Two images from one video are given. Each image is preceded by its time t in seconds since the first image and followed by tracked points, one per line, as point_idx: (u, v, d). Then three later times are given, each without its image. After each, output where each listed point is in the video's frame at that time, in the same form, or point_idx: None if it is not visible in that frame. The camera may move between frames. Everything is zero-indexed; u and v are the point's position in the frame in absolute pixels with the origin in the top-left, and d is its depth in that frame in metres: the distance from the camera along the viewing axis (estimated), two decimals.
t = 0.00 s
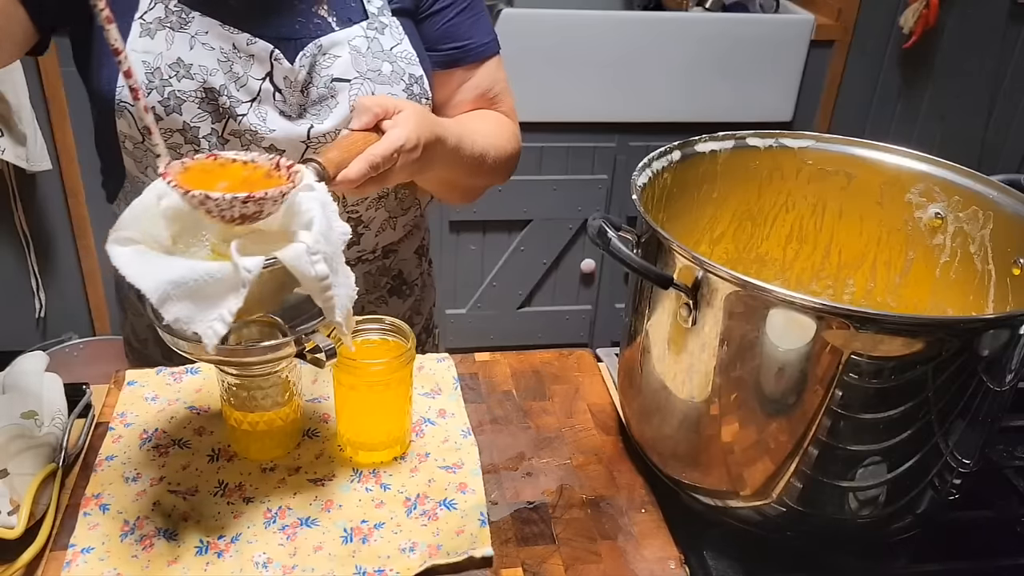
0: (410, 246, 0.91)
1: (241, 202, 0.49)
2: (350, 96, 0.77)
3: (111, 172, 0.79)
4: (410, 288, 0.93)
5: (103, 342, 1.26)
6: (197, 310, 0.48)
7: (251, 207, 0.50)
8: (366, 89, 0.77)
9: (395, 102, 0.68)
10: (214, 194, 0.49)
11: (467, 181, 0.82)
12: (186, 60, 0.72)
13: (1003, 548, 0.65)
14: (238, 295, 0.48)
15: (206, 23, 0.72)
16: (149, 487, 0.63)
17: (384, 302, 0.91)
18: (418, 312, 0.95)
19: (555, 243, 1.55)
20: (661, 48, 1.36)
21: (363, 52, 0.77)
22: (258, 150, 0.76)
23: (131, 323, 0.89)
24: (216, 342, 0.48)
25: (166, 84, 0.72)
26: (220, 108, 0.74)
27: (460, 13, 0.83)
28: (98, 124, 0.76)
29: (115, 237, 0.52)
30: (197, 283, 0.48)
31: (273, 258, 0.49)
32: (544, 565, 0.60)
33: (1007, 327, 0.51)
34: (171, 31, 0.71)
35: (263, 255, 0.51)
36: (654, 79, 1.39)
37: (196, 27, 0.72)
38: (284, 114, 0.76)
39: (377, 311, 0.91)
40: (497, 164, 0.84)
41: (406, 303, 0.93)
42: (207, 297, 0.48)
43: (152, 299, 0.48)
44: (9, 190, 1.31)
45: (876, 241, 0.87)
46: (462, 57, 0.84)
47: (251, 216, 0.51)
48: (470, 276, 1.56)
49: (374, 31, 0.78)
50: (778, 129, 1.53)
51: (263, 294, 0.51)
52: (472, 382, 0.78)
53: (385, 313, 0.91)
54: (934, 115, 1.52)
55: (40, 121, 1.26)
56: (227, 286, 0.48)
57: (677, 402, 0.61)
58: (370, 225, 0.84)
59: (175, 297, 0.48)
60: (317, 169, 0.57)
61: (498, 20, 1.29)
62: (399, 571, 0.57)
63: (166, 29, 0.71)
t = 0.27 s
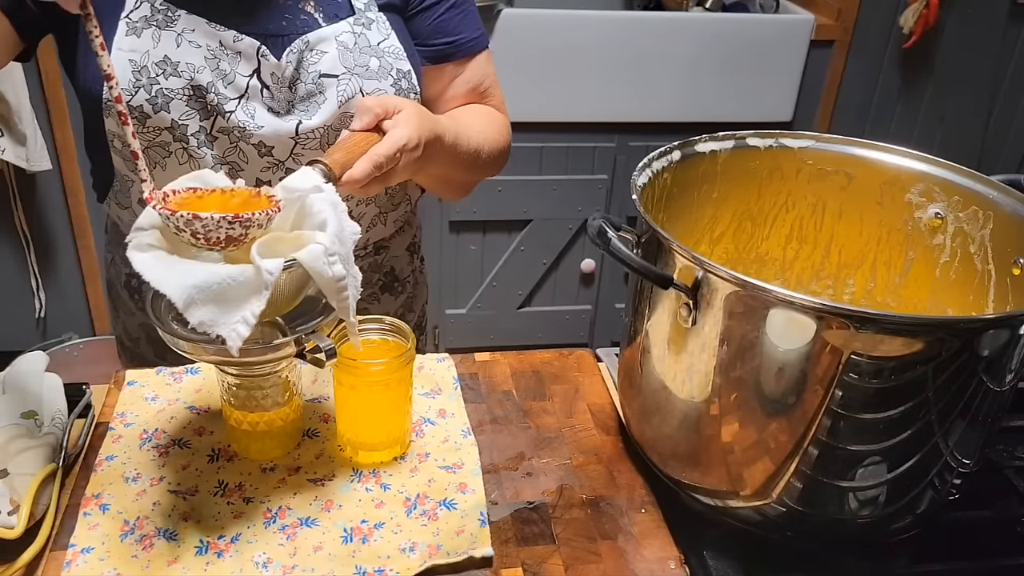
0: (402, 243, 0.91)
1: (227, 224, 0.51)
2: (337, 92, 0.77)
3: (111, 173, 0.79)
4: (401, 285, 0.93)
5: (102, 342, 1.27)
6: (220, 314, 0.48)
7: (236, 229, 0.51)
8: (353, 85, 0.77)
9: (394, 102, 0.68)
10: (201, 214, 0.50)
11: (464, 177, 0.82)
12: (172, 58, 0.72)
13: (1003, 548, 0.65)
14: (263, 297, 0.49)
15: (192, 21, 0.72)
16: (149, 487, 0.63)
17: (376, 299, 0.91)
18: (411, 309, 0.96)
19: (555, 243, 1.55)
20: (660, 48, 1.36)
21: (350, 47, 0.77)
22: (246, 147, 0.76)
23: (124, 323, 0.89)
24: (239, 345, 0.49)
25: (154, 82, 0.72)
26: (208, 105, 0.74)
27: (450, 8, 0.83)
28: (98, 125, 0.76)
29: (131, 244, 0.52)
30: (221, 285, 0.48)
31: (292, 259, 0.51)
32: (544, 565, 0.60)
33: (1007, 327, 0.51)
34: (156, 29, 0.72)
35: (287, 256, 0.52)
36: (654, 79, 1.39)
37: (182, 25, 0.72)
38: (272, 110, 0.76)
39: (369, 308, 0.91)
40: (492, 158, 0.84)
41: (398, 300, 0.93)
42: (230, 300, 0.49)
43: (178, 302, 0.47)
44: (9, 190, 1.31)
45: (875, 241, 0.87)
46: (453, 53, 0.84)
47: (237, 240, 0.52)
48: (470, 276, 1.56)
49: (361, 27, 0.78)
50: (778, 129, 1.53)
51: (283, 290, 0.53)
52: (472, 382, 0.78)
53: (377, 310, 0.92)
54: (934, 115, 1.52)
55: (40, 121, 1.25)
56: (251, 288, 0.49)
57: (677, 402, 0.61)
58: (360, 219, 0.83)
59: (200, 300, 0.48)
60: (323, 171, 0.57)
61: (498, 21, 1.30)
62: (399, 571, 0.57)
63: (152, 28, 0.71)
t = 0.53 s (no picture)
0: (398, 240, 0.91)
1: (236, 226, 0.51)
2: (335, 89, 0.76)
3: (110, 173, 0.79)
4: (398, 283, 0.93)
5: (102, 342, 1.27)
6: (223, 309, 0.49)
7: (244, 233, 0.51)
8: (352, 82, 0.77)
9: (393, 99, 0.68)
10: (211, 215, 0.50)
11: (461, 174, 0.82)
12: (170, 56, 0.72)
13: (1003, 548, 0.65)
14: (264, 294, 0.49)
15: (189, 19, 0.72)
16: (149, 487, 0.63)
17: (373, 297, 0.91)
18: (407, 307, 0.96)
19: (555, 243, 1.55)
20: (661, 48, 1.36)
21: (347, 44, 0.77)
22: (245, 144, 0.76)
23: (121, 323, 0.89)
24: (242, 341, 0.49)
25: (152, 81, 0.72)
26: (206, 103, 0.74)
27: (445, 5, 0.83)
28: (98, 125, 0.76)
29: (133, 241, 0.51)
30: (224, 281, 0.48)
31: (294, 256, 0.51)
32: (544, 565, 0.60)
33: (1007, 327, 0.51)
34: (154, 27, 0.72)
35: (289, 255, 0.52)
36: (654, 78, 1.39)
37: (179, 23, 0.72)
38: (270, 107, 0.76)
39: (366, 305, 0.91)
40: (488, 154, 0.84)
41: (395, 297, 0.93)
42: (233, 296, 0.49)
43: (181, 299, 0.47)
44: (9, 190, 1.31)
45: (875, 241, 0.87)
46: (449, 50, 0.84)
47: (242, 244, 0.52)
48: (470, 276, 1.56)
49: (357, 24, 0.78)
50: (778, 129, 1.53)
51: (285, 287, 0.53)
52: (472, 382, 0.78)
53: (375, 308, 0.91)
54: (934, 115, 1.52)
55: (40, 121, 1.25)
56: (252, 284, 0.49)
57: (677, 402, 0.61)
58: (358, 217, 0.83)
59: (203, 297, 0.48)
60: (323, 168, 0.57)
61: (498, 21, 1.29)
62: (399, 571, 0.57)
63: (149, 26, 0.72)
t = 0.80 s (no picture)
0: (399, 240, 0.91)
1: (243, 210, 0.50)
2: (336, 89, 0.76)
3: (110, 173, 0.79)
4: (399, 283, 0.93)
5: (102, 342, 1.27)
6: (228, 314, 0.49)
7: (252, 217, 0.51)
8: (352, 82, 0.77)
9: (394, 101, 0.68)
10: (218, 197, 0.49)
11: (461, 175, 0.82)
12: (171, 57, 0.72)
13: (1003, 548, 0.65)
14: (269, 298, 0.49)
15: (189, 19, 0.72)
16: (149, 487, 0.63)
17: (374, 297, 0.91)
18: (407, 307, 0.96)
19: (555, 243, 1.55)
20: (661, 48, 1.36)
21: (347, 45, 0.77)
22: (245, 144, 0.76)
23: (121, 324, 0.89)
24: (246, 345, 0.49)
25: (153, 81, 0.72)
26: (207, 103, 0.74)
27: (445, 6, 0.83)
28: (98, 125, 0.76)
29: (136, 245, 0.51)
30: (229, 286, 0.48)
31: (298, 259, 0.52)
32: (544, 565, 0.60)
33: (1007, 327, 0.51)
34: (155, 28, 0.72)
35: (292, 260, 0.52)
36: (654, 78, 1.39)
37: (180, 23, 0.72)
38: (271, 108, 0.75)
39: (367, 305, 0.91)
40: (488, 155, 0.84)
41: (395, 298, 0.93)
42: (238, 301, 0.49)
43: (186, 304, 0.47)
44: (9, 190, 1.31)
45: (875, 240, 0.87)
46: (448, 50, 0.84)
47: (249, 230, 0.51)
48: (470, 276, 1.56)
49: (357, 25, 0.78)
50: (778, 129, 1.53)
51: (289, 291, 0.54)
52: (472, 382, 0.78)
53: (375, 308, 0.91)
54: (934, 115, 1.52)
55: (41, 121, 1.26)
56: (257, 289, 0.49)
57: (677, 402, 0.61)
58: (359, 217, 0.83)
59: (208, 301, 0.48)
60: (324, 170, 0.57)
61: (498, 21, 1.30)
62: (399, 570, 0.57)
63: (150, 27, 0.72)
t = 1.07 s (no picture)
0: (399, 241, 0.91)
1: (253, 191, 0.50)
2: (336, 89, 0.76)
3: (110, 172, 0.79)
4: (399, 284, 0.93)
5: (102, 342, 1.27)
6: (230, 315, 0.49)
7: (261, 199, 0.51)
8: (352, 82, 0.77)
9: (396, 102, 0.68)
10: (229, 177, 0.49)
11: (462, 176, 0.82)
12: (171, 57, 0.72)
13: (1003, 548, 0.65)
14: (270, 299, 0.49)
15: (189, 20, 0.72)
16: (149, 487, 0.63)
17: (374, 298, 0.91)
18: (408, 307, 0.96)
19: (555, 243, 1.55)
20: (661, 48, 1.36)
21: (348, 45, 0.77)
22: (245, 144, 0.76)
23: (121, 324, 0.89)
24: (248, 346, 0.49)
25: (153, 81, 0.72)
26: (207, 103, 0.74)
27: (446, 6, 0.83)
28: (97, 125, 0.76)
29: (138, 244, 0.51)
30: (231, 287, 0.48)
31: (300, 261, 0.52)
32: (544, 565, 0.60)
33: (1007, 327, 0.51)
34: (155, 28, 0.72)
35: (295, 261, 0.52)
36: (654, 78, 1.39)
37: (180, 23, 0.72)
38: (271, 108, 0.75)
39: (367, 306, 0.91)
40: (489, 155, 0.84)
41: (396, 298, 0.93)
42: (239, 301, 0.49)
43: (188, 304, 0.47)
44: (9, 190, 1.31)
45: (875, 240, 0.87)
46: (449, 50, 0.84)
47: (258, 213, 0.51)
48: (470, 276, 1.56)
49: (358, 25, 0.78)
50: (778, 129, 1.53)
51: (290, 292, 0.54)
52: (472, 382, 0.78)
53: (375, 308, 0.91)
54: (934, 115, 1.52)
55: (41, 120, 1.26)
56: (259, 290, 0.49)
57: (677, 402, 0.61)
58: (359, 217, 0.83)
59: (209, 302, 0.48)
60: (327, 170, 0.57)
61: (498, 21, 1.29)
62: (399, 570, 0.57)
63: (150, 27, 0.72)
